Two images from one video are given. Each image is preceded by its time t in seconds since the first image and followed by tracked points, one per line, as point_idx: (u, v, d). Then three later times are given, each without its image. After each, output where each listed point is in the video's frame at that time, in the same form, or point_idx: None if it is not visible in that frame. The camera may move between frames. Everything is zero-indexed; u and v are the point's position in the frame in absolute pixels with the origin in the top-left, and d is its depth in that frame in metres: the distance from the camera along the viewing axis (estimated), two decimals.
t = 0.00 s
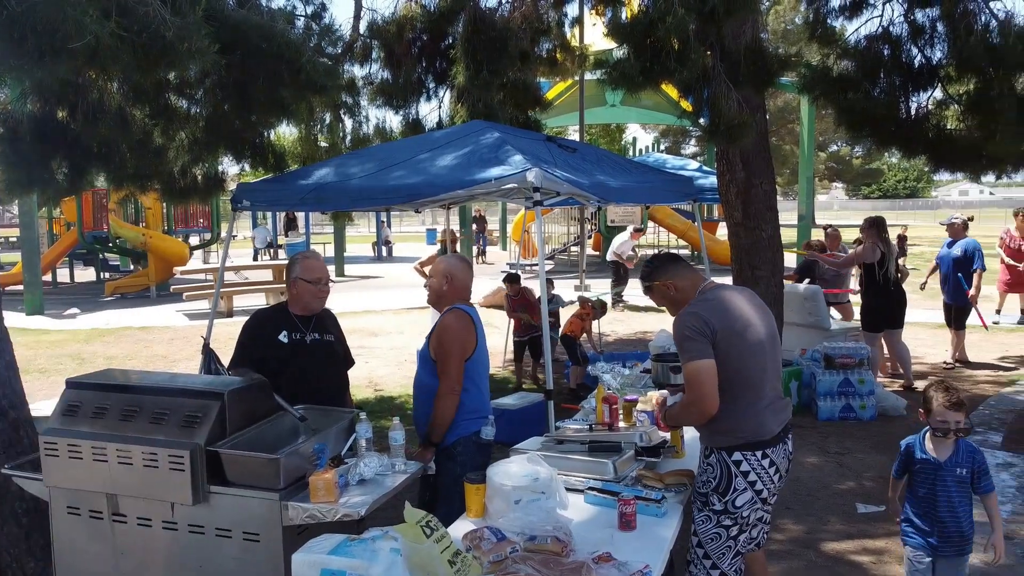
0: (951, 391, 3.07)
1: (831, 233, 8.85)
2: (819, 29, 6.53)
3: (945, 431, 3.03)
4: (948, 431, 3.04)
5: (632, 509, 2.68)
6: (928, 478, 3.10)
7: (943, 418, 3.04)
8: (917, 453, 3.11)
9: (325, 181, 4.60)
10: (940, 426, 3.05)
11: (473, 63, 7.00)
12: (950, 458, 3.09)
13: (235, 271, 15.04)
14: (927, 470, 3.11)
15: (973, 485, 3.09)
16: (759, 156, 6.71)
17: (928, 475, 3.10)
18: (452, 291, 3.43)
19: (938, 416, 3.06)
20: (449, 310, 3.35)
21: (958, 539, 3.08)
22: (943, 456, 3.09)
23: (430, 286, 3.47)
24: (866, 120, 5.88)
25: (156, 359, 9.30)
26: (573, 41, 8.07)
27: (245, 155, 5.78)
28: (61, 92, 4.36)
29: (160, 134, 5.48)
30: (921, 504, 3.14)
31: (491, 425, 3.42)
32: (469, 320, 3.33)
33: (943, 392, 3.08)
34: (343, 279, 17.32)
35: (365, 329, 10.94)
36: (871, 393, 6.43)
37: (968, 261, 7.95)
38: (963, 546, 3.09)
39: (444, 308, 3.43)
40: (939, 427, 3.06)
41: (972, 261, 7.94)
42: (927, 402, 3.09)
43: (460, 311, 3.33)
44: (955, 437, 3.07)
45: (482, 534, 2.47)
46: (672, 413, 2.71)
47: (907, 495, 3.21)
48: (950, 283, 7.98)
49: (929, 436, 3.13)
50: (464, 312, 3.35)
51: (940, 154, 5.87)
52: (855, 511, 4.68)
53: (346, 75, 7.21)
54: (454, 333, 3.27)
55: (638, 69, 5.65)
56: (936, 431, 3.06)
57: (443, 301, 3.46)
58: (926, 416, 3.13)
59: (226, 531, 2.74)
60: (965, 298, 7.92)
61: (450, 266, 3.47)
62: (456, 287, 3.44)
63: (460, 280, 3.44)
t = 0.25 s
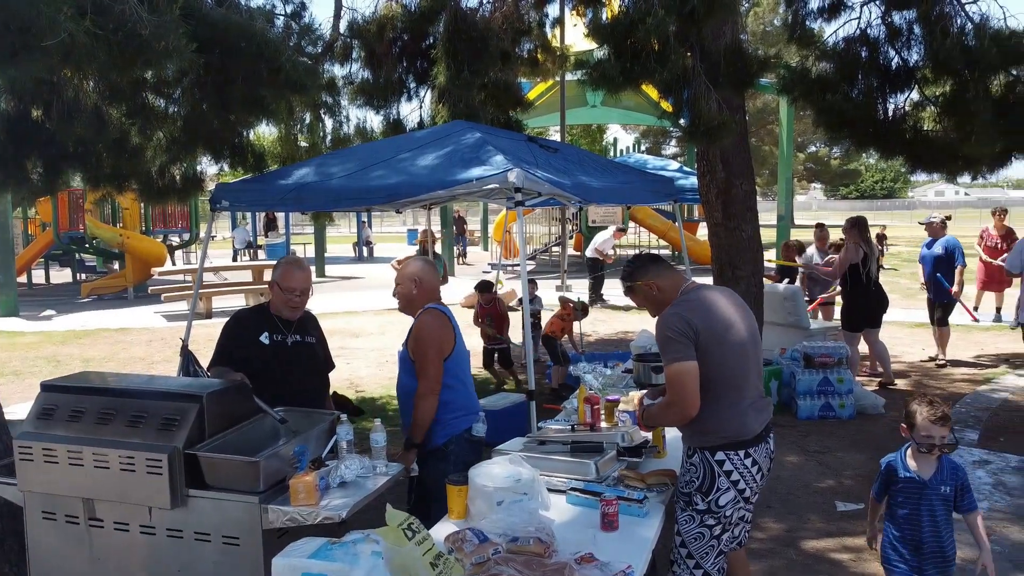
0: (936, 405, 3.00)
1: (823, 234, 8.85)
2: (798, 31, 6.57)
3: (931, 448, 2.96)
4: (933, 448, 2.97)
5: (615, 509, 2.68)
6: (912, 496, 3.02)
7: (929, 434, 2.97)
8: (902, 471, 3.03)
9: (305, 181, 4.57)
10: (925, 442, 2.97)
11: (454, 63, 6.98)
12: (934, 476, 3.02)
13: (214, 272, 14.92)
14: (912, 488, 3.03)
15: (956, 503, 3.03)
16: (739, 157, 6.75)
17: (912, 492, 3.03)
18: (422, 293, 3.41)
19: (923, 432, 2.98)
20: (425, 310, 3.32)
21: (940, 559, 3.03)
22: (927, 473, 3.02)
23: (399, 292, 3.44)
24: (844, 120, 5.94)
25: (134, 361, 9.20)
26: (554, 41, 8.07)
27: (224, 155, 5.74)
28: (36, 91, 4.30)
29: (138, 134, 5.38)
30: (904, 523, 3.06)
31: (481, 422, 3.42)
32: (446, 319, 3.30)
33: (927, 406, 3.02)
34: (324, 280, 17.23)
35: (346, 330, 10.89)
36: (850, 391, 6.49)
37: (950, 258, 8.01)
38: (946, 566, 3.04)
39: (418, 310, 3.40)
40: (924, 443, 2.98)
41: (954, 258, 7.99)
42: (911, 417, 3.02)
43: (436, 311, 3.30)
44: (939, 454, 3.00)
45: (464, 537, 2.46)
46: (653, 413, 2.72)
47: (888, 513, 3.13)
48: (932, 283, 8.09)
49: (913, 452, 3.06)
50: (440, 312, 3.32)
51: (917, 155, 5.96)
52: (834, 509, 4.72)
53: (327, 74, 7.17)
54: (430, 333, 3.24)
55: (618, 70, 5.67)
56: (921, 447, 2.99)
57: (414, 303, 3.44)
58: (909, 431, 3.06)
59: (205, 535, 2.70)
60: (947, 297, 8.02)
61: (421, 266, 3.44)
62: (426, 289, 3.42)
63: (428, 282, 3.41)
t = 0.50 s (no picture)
0: (920, 413, 2.90)
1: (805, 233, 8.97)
2: (777, 33, 6.62)
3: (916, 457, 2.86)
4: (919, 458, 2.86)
5: (596, 509, 2.68)
6: (897, 506, 2.92)
7: (915, 444, 2.86)
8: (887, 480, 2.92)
9: (285, 181, 4.53)
10: (910, 452, 2.87)
11: (434, 64, 6.97)
12: (919, 485, 2.91)
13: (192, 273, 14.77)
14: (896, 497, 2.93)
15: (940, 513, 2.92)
16: (719, 158, 6.78)
17: (896, 502, 2.93)
18: (396, 296, 3.40)
19: (907, 441, 2.88)
20: (400, 312, 3.31)
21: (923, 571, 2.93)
22: (912, 482, 2.92)
23: (372, 298, 3.42)
24: (822, 121, 6.00)
25: (111, 363, 9.09)
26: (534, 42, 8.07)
27: (202, 155, 5.70)
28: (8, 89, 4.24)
29: (114, 133, 5.27)
30: (887, 534, 2.96)
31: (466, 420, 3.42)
32: (422, 321, 3.30)
33: (913, 414, 2.91)
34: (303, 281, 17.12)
35: (326, 331, 10.82)
36: (829, 390, 6.55)
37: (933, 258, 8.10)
38: None
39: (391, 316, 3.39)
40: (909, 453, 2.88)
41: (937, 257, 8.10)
42: (895, 425, 2.91)
43: (413, 312, 3.29)
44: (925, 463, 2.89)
45: (444, 538, 2.45)
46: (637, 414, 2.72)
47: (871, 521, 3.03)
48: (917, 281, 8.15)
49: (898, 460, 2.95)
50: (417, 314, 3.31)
51: (894, 156, 6.03)
52: (813, 507, 4.76)
53: (306, 74, 7.12)
54: (406, 334, 3.23)
55: (598, 71, 5.69)
56: (905, 457, 2.88)
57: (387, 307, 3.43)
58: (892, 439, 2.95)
59: (183, 539, 2.66)
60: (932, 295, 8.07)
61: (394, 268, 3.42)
62: (399, 293, 3.40)
63: (401, 284, 3.40)
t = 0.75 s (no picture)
0: (910, 425, 2.75)
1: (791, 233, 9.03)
2: (759, 34, 6.65)
3: (908, 474, 2.73)
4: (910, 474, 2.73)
5: (580, 509, 2.68)
6: (890, 522, 2.80)
7: (905, 459, 2.73)
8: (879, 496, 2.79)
9: (267, 181, 4.49)
10: (901, 469, 2.73)
11: (418, 63, 6.95)
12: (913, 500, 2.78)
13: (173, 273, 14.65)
14: (889, 513, 2.80)
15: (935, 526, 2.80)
16: (702, 158, 6.81)
17: (889, 517, 2.81)
18: (383, 292, 3.40)
19: (898, 456, 2.74)
20: (383, 309, 3.31)
21: None
22: (904, 497, 2.79)
23: (361, 289, 3.43)
24: (804, 121, 6.04)
25: (90, 365, 8.99)
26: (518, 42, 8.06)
27: (182, 154, 5.66)
28: None
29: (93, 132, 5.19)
30: (882, 550, 2.85)
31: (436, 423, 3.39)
32: (404, 319, 3.29)
33: (903, 426, 2.76)
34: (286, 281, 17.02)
35: (309, 332, 10.76)
36: (811, 389, 6.59)
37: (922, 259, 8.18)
38: None
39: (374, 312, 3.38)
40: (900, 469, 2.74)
41: (927, 258, 8.17)
42: (884, 438, 2.77)
43: (395, 310, 3.29)
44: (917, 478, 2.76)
45: (428, 539, 2.44)
46: (628, 412, 2.71)
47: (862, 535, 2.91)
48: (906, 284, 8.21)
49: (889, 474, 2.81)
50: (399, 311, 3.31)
51: (875, 156, 6.08)
52: (796, 505, 4.78)
53: (288, 73, 7.08)
54: (387, 331, 3.22)
55: (582, 71, 5.69)
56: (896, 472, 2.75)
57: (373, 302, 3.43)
58: (881, 453, 2.82)
59: (163, 542, 2.63)
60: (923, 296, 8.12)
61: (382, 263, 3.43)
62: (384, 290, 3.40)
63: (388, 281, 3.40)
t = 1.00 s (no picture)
0: (895, 430, 2.75)
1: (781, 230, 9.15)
2: (738, 35, 6.68)
3: (893, 480, 2.72)
4: (895, 480, 2.73)
5: (562, 509, 2.68)
6: (878, 531, 2.78)
7: (890, 466, 2.73)
8: (866, 504, 2.78)
9: (246, 181, 4.44)
10: (886, 475, 2.74)
11: (397, 63, 6.93)
12: (902, 509, 2.76)
13: (150, 274, 14.47)
14: (877, 522, 2.78)
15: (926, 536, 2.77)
16: (682, 159, 6.84)
17: (877, 527, 2.78)
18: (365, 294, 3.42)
19: (882, 462, 2.74)
20: (364, 310, 3.32)
21: None
22: (893, 506, 2.76)
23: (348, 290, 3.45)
24: (783, 122, 6.09)
25: (65, 367, 8.86)
26: (498, 42, 8.05)
27: (159, 154, 5.61)
28: None
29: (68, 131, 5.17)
30: (870, 560, 2.81)
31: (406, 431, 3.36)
32: (383, 321, 3.29)
33: (887, 431, 2.76)
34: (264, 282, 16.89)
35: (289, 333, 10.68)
36: (790, 388, 6.64)
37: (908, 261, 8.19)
38: None
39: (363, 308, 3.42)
40: (885, 475, 2.74)
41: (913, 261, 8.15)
42: (869, 444, 2.78)
43: (375, 312, 3.29)
44: (904, 487, 2.74)
45: (410, 541, 2.42)
46: (616, 411, 2.71)
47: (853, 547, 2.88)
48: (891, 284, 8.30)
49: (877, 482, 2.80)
50: (380, 313, 3.31)
51: (852, 157, 6.15)
52: (776, 503, 4.82)
53: (267, 72, 7.03)
54: (363, 332, 3.22)
55: (563, 71, 5.68)
56: (882, 477, 2.75)
57: (358, 302, 3.45)
58: (868, 459, 2.82)
59: (140, 546, 2.60)
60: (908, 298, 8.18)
61: (369, 265, 3.45)
62: (367, 292, 3.41)
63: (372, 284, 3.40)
